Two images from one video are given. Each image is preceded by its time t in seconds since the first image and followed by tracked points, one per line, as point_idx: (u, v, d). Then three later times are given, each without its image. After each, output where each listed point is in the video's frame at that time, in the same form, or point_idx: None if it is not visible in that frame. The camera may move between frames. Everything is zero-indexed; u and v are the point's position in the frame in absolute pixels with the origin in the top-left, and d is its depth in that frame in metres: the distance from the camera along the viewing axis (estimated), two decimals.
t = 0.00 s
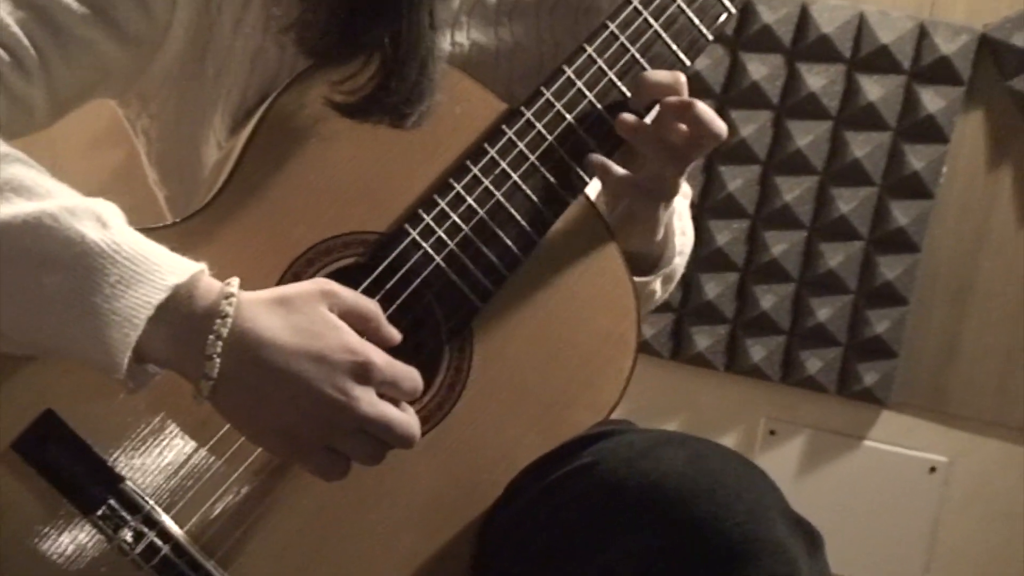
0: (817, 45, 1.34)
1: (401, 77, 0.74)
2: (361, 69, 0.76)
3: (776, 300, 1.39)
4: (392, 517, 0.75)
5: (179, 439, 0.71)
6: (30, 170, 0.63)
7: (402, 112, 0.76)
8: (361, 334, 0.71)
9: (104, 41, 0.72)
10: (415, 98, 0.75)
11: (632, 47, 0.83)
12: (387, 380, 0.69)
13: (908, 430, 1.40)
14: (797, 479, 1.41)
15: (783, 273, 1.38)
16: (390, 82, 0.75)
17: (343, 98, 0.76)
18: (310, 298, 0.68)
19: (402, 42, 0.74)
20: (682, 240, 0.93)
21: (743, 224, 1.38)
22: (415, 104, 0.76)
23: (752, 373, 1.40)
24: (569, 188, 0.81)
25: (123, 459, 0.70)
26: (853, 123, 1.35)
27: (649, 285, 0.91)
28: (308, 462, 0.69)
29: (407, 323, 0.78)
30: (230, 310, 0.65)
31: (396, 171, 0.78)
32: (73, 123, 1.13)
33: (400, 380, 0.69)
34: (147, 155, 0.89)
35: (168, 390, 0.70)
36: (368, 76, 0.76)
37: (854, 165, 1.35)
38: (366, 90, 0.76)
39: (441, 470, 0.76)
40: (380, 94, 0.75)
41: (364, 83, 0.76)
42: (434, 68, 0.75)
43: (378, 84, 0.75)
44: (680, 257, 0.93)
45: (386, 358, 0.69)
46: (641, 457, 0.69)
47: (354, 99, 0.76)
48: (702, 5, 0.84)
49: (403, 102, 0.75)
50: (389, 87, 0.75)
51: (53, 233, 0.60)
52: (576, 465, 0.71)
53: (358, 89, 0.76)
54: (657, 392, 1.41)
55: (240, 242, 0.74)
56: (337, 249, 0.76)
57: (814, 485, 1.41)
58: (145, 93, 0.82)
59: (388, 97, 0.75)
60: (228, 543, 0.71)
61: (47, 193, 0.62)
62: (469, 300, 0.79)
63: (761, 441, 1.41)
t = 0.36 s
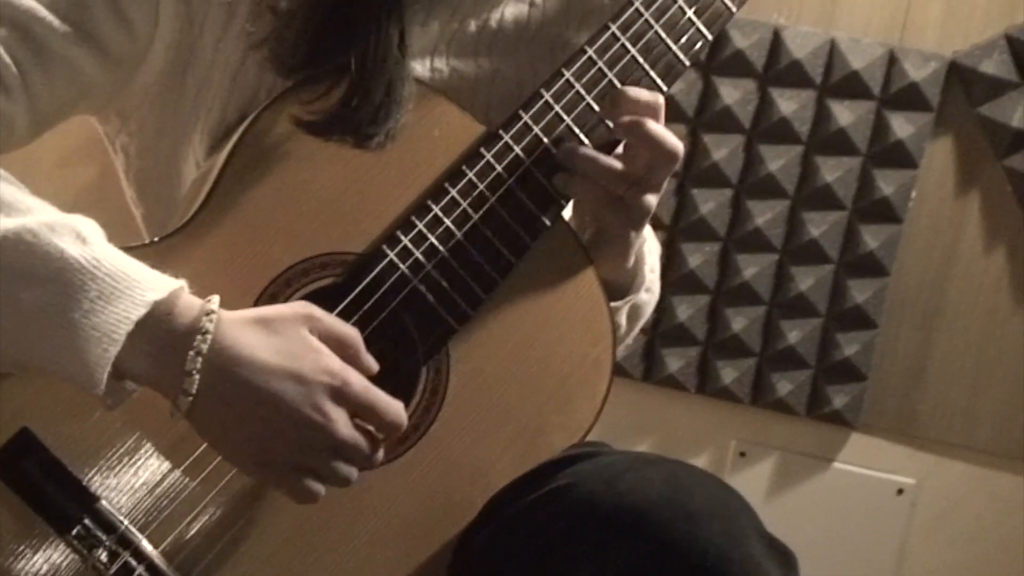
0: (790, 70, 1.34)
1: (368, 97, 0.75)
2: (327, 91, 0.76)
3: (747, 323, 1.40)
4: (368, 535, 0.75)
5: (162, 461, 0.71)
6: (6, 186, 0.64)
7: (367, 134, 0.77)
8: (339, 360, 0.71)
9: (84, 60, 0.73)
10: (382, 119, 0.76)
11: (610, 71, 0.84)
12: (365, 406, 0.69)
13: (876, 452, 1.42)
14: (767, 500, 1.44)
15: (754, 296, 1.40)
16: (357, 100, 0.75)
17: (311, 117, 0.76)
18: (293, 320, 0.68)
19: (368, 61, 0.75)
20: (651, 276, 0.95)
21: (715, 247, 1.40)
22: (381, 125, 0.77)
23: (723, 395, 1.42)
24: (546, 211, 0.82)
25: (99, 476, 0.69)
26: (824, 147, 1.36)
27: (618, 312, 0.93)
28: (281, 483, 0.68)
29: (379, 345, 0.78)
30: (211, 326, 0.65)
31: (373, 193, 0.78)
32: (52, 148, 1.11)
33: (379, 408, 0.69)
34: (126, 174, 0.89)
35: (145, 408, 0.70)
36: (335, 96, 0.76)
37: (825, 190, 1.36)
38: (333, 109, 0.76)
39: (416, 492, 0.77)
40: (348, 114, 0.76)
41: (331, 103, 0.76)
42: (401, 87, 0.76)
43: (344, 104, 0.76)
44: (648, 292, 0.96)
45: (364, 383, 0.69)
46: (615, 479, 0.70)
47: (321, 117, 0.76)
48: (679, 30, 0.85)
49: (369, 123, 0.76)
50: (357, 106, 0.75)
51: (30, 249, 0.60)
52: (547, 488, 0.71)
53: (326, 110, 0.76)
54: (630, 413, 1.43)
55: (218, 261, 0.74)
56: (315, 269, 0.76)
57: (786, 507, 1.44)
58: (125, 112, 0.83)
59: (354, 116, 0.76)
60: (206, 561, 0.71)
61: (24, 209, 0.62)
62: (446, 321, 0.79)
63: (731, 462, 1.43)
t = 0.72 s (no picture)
0: (770, 92, 1.34)
1: (365, 125, 0.77)
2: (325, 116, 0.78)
3: (724, 345, 1.40)
4: (354, 557, 0.75)
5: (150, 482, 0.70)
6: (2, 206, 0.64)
7: (364, 161, 0.77)
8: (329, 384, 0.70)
9: (74, 79, 0.72)
10: (379, 146, 0.77)
11: (598, 95, 0.84)
12: (354, 431, 0.68)
13: (855, 476, 1.43)
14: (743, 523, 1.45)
15: (731, 319, 1.40)
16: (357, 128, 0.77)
17: (307, 144, 0.77)
18: (282, 342, 0.68)
19: (368, 89, 0.78)
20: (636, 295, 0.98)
21: (693, 268, 1.40)
22: (378, 152, 0.78)
23: (699, 417, 1.42)
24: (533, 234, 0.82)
25: (87, 495, 0.69)
26: (802, 171, 1.37)
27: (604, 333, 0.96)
28: (267, 508, 0.67)
29: (368, 367, 0.77)
30: (200, 347, 0.65)
31: (363, 214, 0.78)
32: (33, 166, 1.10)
33: (368, 431, 0.69)
34: (110, 192, 0.89)
35: (129, 426, 0.70)
36: (333, 124, 0.78)
37: (804, 213, 1.36)
38: (332, 136, 0.77)
39: (400, 515, 0.76)
40: (346, 141, 0.77)
41: (329, 130, 0.78)
42: (398, 116, 0.78)
43: (343, 131, 0.77)
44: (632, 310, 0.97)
45: (353, 407, 0.69)
46: (606, 499, 0.72)
47: (319, 145, 0.77)
48: (665, 54, 0.86)
49: (366, 151, 0.77)
50: (354, 133, 0.77)
51: (21, 268, 0.61)
52: (540, 509, 0.72)
53: (320, 137, 0.78)
54: (607, 435, 1.44)
55: (208, 281, 0.74)
56: (306, 289, 0.76)
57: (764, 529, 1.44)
58: (111, 130, 0.82)
59: (353, 145, 0.77)
60: None
61: (18, 229, 0.63)
62: (433, 343, 0.79)
63: (708, 483, 1.43)
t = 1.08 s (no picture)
0: (754, 114, 1.35)
1: (359, 147, 0.78)
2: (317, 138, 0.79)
3: (708, 364, 1.41)
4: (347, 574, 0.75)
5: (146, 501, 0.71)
6: None
7: (357, 182, 0.78)
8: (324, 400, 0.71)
9: (70, 98, 0.73)
10: (372, 166, 0.78)
11: (588, 117, 0.85)
12: (348, 447, 0.69)
13: (838, 496, 1.44)
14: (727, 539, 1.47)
15: (715, 338, 1.41)
16: (350, 150, 0.78)
17: (301, 163, 0.78)
18: (278, 358, 0.68)
19: (361, 112, 0.79)
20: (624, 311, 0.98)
21: (677, 287, 1.41)
22: (372, 172, 0.79)
23: (683, 435, 1.43)
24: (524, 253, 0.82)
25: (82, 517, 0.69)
26: (785, 192, 1.38)
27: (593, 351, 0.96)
28: (262, 522, 0.68)
29: (360, 388, 0.76)
30: (196, 362, 0.65)
31: (359, 233, 0.79)
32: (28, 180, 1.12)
33: (362, 446, 0.69)
34: (103, 209, 0.89)
35: (126, 444, 0.71)
36: (325, 146, 0.79)
37: (788, 234, 1.37)
38: (326, 156, 0.78)
39: (393, 533, 0.77)
40: (340, 160, 0.78)
41: (321, 152, 0.79)
42: (390, 136, 0.80)
43: (337, 152, 0.78)
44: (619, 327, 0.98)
45: (348, 422, 0.69)
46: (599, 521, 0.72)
47: (314, 163, 0.78)
48: (656, 76, 0.86)
49: (361, 170, 0.78)
50: (348, 154, 0.78)
51: (20, 284, 0.61)
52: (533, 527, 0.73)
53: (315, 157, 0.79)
54: (592, 454, 1.46)
55: (203, 300, 0.74)
56: (301, 307, 0.77)
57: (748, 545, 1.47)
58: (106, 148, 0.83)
59: (348, 165, 0.78)
60: None
61: (15, 244, 0.63)
62: (426, 363, 0.79)
63: (690, 501, 1.46)
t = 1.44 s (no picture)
0: (740, 134, 1.37)
1: (347, 162, 0.78)
2: (308, 153, 0.80)
3: (693, 381, 1.43)
4: None
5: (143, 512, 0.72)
6: None
7: (344, 196, 0.79)
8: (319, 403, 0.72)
9: (66, 115, 0.73)
10: (359, 180, 0.79)
11: (580, 136, 0.86)
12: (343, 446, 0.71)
13: (820, 513, 1.45)
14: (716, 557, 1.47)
15: (701, 355, 1.42)
16: (336, 163, 0.78)
17: (291, 179, 0.79)
18: (275, 364, 0.69)
19: (348, 125, 0.78)
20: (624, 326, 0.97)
21: (664, 305, 1.42)
22: (359, 186, 0.79)
23: (668, 453, 1.44)
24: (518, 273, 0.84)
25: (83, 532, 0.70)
26: (771, 212, 1.39)
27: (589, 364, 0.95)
28: (264, 525, 0.69)
29: (357, 399, 0.78)
30: (195, 370, 0.66)
31: (353, 248, 0.80)
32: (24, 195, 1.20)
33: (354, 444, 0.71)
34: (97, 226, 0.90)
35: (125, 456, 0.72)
36: (314, 161, 0.79)
37: (773, 253, 1.39)
38: (313, 171, 0.79)
39: (388, 545, 0.78)
40: (327, 175, 0.78)
41: (309, 167, 0.79)
42: (377, 150, 0.79)
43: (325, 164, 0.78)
44: (620, 341, 0.97)
45: (342, 422, 0.71)
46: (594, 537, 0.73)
47: (302, 179, 0.78)
48: (646, 96, 0.87)
49: (346, 184, 0.78)
50: (336, 168, 0.78)
51: (20, 294, 0.62)
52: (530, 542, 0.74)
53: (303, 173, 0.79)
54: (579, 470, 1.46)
55: (200, 315, 0.75)
56: (296, 322, 0.78)
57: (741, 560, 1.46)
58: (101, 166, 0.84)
59: (335, 180, 0.78)
60: None
61: (14, 257, 0.64)
62: (419, 379, 0.80)
63: (675, 518, 1.46)
